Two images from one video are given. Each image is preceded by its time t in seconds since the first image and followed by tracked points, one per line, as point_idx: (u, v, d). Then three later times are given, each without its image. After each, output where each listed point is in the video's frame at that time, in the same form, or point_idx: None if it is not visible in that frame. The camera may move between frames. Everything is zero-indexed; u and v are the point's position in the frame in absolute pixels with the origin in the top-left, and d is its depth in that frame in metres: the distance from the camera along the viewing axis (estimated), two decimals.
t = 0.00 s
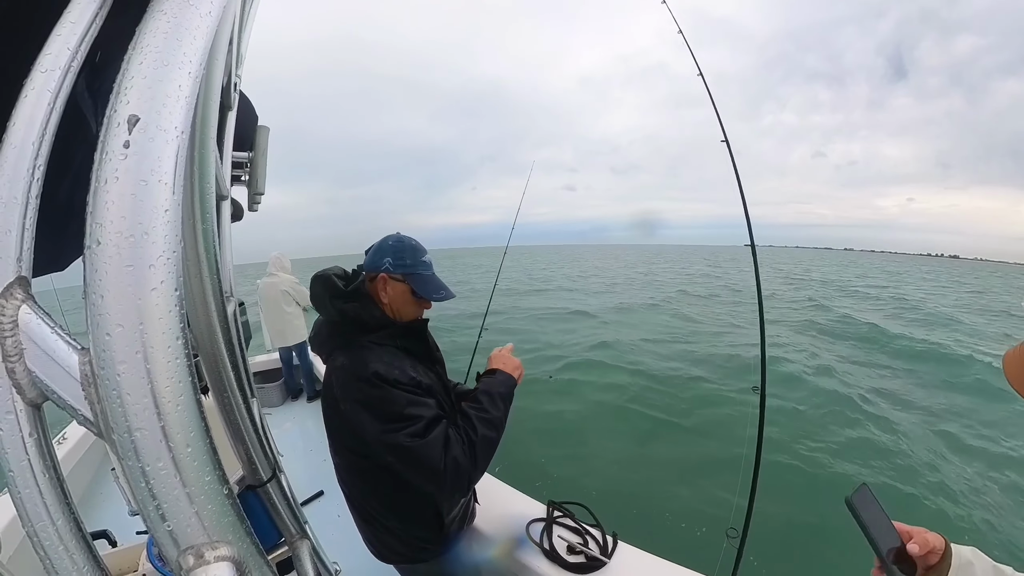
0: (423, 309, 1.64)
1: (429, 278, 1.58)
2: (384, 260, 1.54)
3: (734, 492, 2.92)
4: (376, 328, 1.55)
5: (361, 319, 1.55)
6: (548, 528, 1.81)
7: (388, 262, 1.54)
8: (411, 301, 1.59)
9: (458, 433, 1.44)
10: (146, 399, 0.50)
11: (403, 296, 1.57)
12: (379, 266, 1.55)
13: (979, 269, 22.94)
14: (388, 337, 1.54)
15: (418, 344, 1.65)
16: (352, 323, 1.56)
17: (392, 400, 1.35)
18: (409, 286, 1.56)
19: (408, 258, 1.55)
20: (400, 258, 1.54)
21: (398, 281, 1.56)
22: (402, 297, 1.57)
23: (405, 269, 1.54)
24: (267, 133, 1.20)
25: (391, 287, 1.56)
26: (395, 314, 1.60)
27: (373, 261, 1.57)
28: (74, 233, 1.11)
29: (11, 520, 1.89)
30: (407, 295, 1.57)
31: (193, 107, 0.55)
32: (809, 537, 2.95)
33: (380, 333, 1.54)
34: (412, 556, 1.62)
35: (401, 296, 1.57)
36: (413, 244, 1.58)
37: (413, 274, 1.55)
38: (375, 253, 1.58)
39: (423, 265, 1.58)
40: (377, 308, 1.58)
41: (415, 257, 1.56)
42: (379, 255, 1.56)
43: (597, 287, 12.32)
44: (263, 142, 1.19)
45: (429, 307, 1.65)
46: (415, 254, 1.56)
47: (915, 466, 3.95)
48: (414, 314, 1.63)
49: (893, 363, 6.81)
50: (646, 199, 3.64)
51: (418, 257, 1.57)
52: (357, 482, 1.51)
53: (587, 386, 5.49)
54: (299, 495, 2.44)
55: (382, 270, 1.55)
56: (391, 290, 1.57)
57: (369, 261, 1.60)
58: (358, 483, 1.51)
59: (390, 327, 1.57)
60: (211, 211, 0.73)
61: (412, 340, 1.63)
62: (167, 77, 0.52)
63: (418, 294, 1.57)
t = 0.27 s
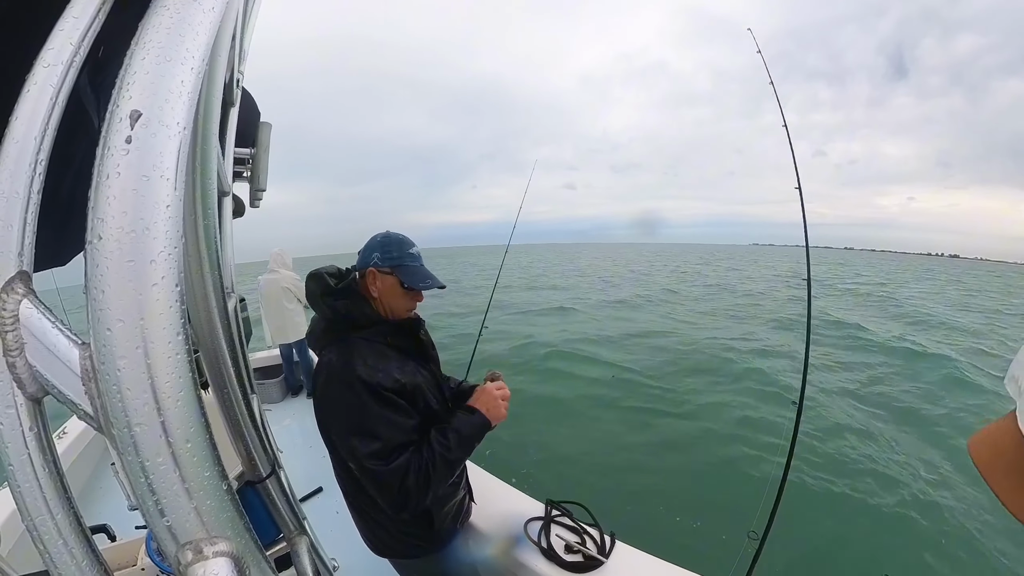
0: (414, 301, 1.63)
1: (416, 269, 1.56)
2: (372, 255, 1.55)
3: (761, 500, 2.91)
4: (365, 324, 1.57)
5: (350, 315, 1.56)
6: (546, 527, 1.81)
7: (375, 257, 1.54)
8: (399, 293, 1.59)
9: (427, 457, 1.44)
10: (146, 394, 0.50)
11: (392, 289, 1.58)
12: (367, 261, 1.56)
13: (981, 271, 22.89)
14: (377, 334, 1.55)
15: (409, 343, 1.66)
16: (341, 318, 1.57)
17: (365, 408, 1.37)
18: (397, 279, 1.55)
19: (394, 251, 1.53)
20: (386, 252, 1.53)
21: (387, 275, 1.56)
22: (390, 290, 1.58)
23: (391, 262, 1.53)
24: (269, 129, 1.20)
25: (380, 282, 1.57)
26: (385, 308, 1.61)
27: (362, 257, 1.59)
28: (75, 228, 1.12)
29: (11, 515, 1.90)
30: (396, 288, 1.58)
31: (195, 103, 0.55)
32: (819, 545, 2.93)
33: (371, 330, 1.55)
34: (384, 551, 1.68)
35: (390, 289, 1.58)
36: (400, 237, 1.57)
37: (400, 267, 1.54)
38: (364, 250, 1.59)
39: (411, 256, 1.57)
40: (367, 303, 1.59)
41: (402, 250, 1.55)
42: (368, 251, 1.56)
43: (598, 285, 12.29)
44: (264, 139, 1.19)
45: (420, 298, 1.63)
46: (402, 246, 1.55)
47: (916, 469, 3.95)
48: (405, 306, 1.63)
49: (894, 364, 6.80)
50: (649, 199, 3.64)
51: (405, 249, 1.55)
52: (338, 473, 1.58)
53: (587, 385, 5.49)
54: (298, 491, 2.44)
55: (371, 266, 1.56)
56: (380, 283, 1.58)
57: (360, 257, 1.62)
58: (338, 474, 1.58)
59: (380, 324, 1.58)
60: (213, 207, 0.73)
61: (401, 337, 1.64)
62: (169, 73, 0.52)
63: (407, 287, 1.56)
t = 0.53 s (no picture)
0: (412, 304, 1.64)
1: (415, 273, 1.56)
2: (372, 256, 1.54)
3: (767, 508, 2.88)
4: (358, 323, 1.58)
5: (341, 313, 1.57)
6: (545, 524, 1.82)
7: (375, 258, 1.53)
8: (398, 296, 1.59)
9: (407, 463, 1.44)
10: (147, 390, 0.51)
11: (391, 291, 1.58)
12: (367, 262, 1.55)
13: (984, 271, 22.81)
14: (367, 332, 1.56)
15: (402, 341, 1.66)
16: (334, 314, 1.58)
17: (341, 410, 1.39)
18: (397, 282, 1.56)
19: (395, 254, 1.52)
20: (386, 254, 1.52)
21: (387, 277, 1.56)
22: (389, 292, 1.58)
23: (391, 264, 1.53)
24: (270, 126, 1.20)
25: (379, 283, 1.57)
26: (382, 309, 1.61)
27: (362, 257, 1.57)
28: (77, 225, 1.12)
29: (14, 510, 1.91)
30: (395, 290, 1.58)
31: (197, 100, 0.55)
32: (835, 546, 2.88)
33: (360, 328, 1.56)
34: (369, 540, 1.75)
35: (389, 290, 1.58)
36: (401, 239, 1.55)
37: (400, 269, 1.54)
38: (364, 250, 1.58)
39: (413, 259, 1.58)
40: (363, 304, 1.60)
41: (402, 252, 1.54)
42: (368, 252, 1.55)
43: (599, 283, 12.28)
44: (266, 136, 1.19)
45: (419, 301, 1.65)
46: (402, 249, 1.54)
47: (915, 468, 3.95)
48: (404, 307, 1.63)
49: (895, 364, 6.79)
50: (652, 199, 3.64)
51: (405, 252, 1.54)
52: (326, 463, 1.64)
53: (588, 383, 5.49)
54: (298, 487, 2.45)
55: (371, 266, 1.55)
56: (379, 284, 1.58)
57: (359, 256, 1.61)
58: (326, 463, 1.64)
59: (372, 323, 1.59)
60: (214, 204, 0.73)
61: (396, 336, 1.64)
62: (171, 71, 0.52)
63: (405, 290, 1.57)
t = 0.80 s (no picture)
0: (412, 305, 1.63)
1: (414, 273, 1.55)
2: (371, 255, 1.54)
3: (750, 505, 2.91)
4: (356, 325, 1.57)
5: (339, 314, 1.56)
6: (549, 520, 1.82)
7: (375, 258, 1.53)
8: (398, 297, 1.58)
9: (401, 473, 1.45)
10: (152, 390, 0.51)
11: (390, 291, 1.58)
12: (367, 261, 1.56)
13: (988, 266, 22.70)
14: (365, 335, 1.56)
15: (402, 346, 1.64)
16: (332, 316, 1.58)
17: (333, 417, 1.40)
18: (396, 282, 1.56)
19: (394, 253, 1.52)
20: (385, 254, 1.52)
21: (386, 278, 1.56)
22: (388, 293, 1.58)
23: (390, 264, 1.53)
24: (270, 125, 1.20)
25: (378, 283, 1.57)
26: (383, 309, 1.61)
27: (362, 255, 1.58)
28: (79, 226, 1.12)
29: (22, 509, 1.94)
30: (394, 290, 1.57)
31: (197, 100, 0.55)
32: (844, 545, 2.90)
33: (358, 331, 1.56)
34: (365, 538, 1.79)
35: (388, 291, 1.58)
36: (401, 238, 1.55)
37: (399, 269, 1.53)
38: (364, 248, 1.57)
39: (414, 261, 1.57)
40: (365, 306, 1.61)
41: (401, 252, 1.53)
42: (368, 251, 1.55)
43: (601, 280, 12.28)
44: (267, 135, 1.19)
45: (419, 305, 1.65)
46: (401, 248, 1.53)
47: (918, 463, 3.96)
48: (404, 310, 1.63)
49: (897, 360, 6.78)
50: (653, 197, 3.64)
51: (404, 251, 1.54)
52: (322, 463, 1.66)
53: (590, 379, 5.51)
54: (303, 485, 2.47)
55: (370, 266, 1.55)
56: (379, 285, 1.58)
57: (359, 255, 1.61)
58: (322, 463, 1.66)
59: (371, 325, 1.58)
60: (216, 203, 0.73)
61: (395, 338, 1.63)
62: (171, 71, 0.52)
63: (404, 291, 1.56)
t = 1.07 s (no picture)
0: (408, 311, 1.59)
1: (409, 275, 1.51)
2: (365, 256, 1.51)
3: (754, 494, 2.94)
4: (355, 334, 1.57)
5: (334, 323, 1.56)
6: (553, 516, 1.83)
7: (368, 257, 1.50)
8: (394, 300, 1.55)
9: (403, 495, 1.46)
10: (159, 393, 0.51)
11: (385, 295, 1.54)
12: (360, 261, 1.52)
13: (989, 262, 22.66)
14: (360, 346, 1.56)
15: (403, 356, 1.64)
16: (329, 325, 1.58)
17: (328, 439, 1.41)
18: (390, 284, 1.51)
19: (389, 253, 1.49)
20: (379, 254, 1.49)
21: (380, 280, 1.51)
22: (383, 296, 1.55)
23: (383, 264, 1.49)
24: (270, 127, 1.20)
25: (372, 287, 1.53)
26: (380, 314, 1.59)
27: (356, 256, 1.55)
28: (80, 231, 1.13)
29: (31, 514, 1.95)
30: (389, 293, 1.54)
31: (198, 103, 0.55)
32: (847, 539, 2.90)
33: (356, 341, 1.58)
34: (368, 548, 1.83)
35: (383, 294, 1.54)
36: (395, 237, 1.51)
37: (392, 269, 1.49)
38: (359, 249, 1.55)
39: (409, 263, 1.52)
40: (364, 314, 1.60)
41: (396, 252, 1.50)
42: (361, 251, 1.53)
43: (602, 279, 12.29)
44: (266, 137, 1.19)
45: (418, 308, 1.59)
46: (396, 248, 1.50)
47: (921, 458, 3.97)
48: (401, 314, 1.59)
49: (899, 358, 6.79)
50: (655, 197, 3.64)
51: (399, 251, 1.50)
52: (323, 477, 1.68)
53: (592, 376, 5.52)
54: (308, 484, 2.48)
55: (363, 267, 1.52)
56: (373, 288, 1.53)
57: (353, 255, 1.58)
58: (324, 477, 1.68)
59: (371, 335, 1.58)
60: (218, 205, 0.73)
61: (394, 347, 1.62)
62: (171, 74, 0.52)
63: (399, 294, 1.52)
